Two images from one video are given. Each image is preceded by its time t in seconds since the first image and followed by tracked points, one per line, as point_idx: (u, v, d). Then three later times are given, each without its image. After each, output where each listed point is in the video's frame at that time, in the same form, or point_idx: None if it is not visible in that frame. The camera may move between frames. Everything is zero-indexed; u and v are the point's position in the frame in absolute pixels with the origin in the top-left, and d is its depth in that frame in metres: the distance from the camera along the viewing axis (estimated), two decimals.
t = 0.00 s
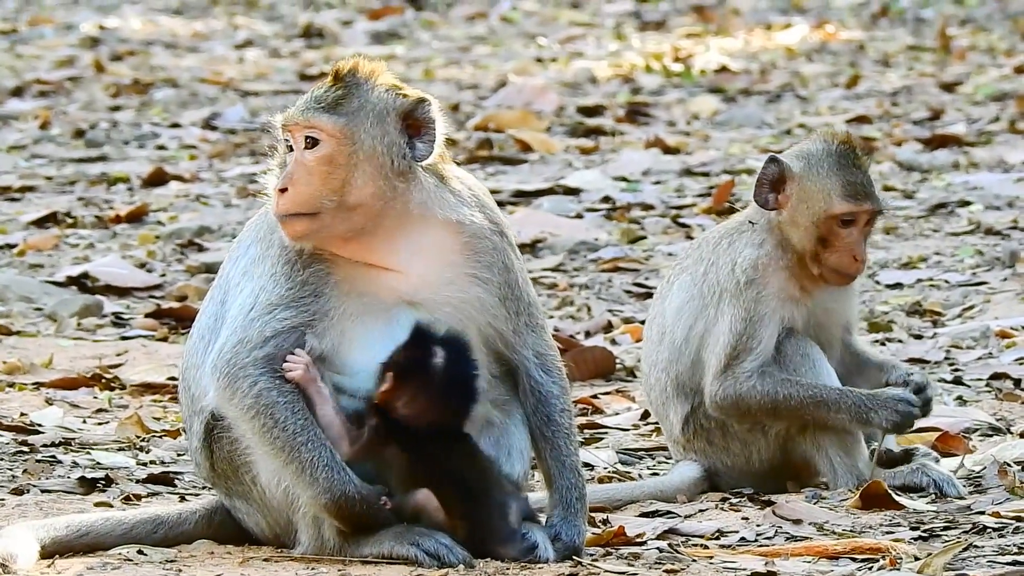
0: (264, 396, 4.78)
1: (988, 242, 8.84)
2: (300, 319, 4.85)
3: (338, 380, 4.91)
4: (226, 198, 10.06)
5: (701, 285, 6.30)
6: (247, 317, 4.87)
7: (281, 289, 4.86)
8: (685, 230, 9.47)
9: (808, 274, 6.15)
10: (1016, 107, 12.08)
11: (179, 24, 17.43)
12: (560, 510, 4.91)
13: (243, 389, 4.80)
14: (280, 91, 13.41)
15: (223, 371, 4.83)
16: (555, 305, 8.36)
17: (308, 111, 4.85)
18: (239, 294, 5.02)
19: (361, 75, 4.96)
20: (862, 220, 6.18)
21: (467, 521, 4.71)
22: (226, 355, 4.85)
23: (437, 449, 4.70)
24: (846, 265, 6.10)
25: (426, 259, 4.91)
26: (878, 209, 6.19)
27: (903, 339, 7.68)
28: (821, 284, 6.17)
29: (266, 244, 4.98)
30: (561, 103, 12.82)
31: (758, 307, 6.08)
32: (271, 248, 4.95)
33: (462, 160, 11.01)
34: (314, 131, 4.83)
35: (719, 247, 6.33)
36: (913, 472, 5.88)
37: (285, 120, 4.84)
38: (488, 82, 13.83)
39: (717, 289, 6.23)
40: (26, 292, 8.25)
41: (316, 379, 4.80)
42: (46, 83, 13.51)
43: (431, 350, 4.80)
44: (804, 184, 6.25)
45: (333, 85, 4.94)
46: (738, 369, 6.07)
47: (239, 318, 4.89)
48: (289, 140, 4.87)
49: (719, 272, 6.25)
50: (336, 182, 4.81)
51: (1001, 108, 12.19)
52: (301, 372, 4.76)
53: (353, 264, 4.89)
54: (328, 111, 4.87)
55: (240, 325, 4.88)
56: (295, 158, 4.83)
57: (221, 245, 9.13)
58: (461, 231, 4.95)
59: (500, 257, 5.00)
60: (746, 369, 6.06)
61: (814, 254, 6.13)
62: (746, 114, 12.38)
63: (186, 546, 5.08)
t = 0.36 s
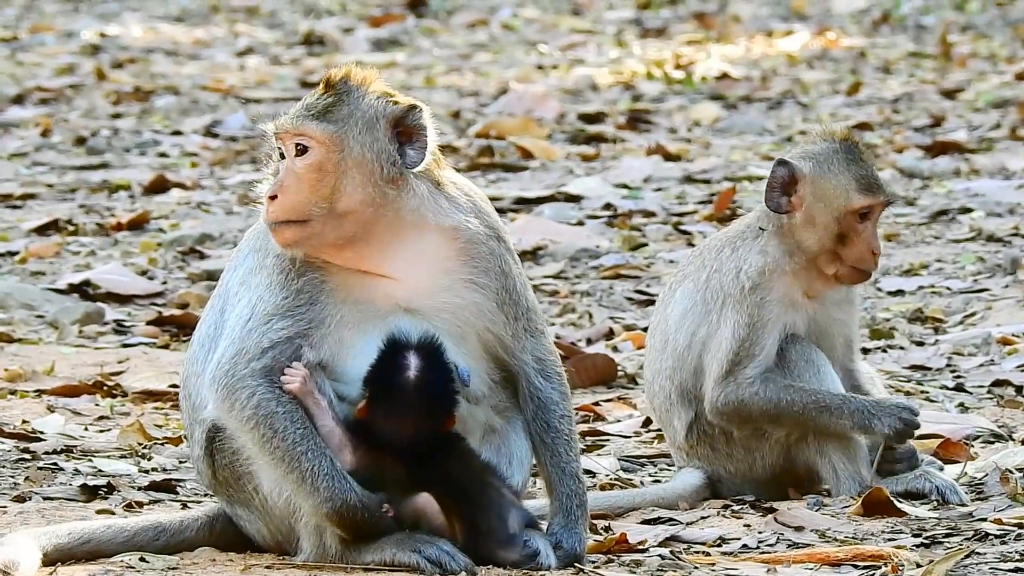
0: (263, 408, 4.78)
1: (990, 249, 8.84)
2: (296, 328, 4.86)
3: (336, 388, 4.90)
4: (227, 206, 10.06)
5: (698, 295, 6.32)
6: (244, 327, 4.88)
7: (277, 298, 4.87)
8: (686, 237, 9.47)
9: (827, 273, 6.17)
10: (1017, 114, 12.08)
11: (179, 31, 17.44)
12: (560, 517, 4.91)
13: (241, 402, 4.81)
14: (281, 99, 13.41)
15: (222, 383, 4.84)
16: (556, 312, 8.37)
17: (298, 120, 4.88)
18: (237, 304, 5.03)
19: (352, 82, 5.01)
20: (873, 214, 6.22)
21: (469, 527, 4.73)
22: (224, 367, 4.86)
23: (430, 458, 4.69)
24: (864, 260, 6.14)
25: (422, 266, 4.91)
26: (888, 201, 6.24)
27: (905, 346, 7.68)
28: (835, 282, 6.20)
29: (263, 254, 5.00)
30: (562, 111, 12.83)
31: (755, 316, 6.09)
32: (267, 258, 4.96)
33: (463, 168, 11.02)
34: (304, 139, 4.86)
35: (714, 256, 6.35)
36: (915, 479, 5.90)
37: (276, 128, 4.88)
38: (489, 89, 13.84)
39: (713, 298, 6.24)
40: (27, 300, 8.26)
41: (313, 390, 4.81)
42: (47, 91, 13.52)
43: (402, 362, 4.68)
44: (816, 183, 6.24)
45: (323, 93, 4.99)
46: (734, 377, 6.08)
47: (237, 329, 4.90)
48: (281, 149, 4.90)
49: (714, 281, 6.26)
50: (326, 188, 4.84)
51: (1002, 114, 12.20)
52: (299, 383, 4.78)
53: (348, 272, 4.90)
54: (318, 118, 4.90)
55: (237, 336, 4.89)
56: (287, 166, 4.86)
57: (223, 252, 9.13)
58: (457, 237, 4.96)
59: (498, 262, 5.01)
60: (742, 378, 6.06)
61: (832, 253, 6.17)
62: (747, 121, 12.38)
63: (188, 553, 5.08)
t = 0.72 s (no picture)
0: (251, 409, 4.79)
1: (981, 250, 8.85)
2: (281, 327, 4.86)
3: (327, 385, 4.90)
4: (219, 205, 10.06)
5: (685, 296, 6.34)
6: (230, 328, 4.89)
7: (261, 298, 4.88)
8: (678, 237, 9.48)
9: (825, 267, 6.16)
10: (1009, 114, 12.10)
11: (172, 31, 17.43)
12: (549, 516, 4.92)
13: (227, 403, 4.82)
14: (273, 98, 13.41)
15: (209, 385, 4.86)
16: (547, 312, 8.37)
17: (277, 117, 4.89)
18: (224, 304, 5.04)
19: (333, 79, 5.00)
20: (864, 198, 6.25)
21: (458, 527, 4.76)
22: (210, 369, 4.88)
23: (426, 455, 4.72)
24: (863, 248, 6.14)
25: (406, 262, 4.92)
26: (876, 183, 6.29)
27: (895, 346, 7.69)
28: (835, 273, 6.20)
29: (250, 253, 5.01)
30: (554, 110, 12.83)
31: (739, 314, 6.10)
32: (253, 258, 4.98)
33: (455, 167, 11.02)
34: (282, 133, 4.86)
35: (699, 257, 6.36)
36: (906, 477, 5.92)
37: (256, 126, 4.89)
38: (481, 89, 13.84)
39: (699, 300, 6.25)
40: (18, 299, 8.25)
41: (301, 388, 4.81)
42: (39, 90, 13.51)
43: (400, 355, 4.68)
44: (805, 177, 6.24)
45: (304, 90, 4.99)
46: (723, 382, 6.09)
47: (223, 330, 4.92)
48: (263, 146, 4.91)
49: (699, 283, 6.28)
50: (303, 182, 4.84)
51: (994, 115, 12.21)
52: (284, 382, 4.78)
53: (332, 269, 4.91)
54: (297, 114, 4.90)
55: (222, 337, 4.90)
56: (268, 162, 4.87)
57: (214, 251, 9.12)
58: (440, 231, 4.95)
59: (483, 255, 5.00)
60: (730, 384, 6.08)
61: (831, 244, 6.16)
62: (738, 121, 12.39)
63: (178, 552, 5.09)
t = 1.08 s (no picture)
0: (261, 410, 4.78)
1: (989, 251, 8.84)
2: (292, 329, 4.86)
3: (336, 387, 4.90)
4: (227, 206, 10.06)
5: (693, 298, 6.32)
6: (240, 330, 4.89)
7: (271, 301, 4.88)
8: (686, 238, 9.48)
9: (851, 252, 6.26)
10: (1016, 115, 12.08)
11: (179, 32, 17.44)
12: (558, 519, 4.90)
13: (237, 404, 4.81)
14: (281, 99, 13.41)
15: (220, 386, 4.84)
16: (555, 313, 8.37)
17: (290, 122, 4.87)
18: (233, 308, 5.04)
19: (341, 82, 4.99)
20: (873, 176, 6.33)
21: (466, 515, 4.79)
22: (220, 370, 4.87)
23: (443, 451, 4.74)
24: (884, 225, 6.24)
25: (418, 266, 4.94)
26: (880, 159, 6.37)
27: (904, 348, 7.68)
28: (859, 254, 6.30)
29: (259, 255, 5.02)
30: (562, 111, 12.83)
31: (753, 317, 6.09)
32: (263, 260, 4.98)
33: (464, 169, 11.02)
34: (296, 140, 4.84)
35: (708, 259, 6.35)
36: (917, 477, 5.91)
37: (269, 132, 4.87)
38: (489, 90, 13.84)
39: (709, 301, 6.25)
40: (27, 300, 8.26)
41: (313, 387, 4.81)
42: (46, 91, 13.51)
43: (440, 352, 4.75)
44: (822, 173, 6.27)
45: (314, 95, 4.98)
46: (733, 381, 6.08)
47: (233, 332, 4.91)
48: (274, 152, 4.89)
49: (710, 284, 6.27)
50: (319, 188, 4.83)
51: (1002, 116, 12.20)
52: (298, 383, 4.78)
53: (343, 273, 4.91)
54: (309, 120, 4.89)
55: (233, 340, 4.90)
56: (281, 169, 4.86)
57: (223, 252, 9.12)
58: (452, 233, 4.98)
59: (494, 258, 5.03)
60: (739, 383, 6.06)
61: (858, 230, 6.24)
62: (746, 122, 12.38)
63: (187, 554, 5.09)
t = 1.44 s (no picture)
0: (261, 418, 4.78)
1: (991, 259, 8.84)
2: (292, 337, 4.86)
3: (337, 395, 4.89)
4: (229, 213, 10.06)
5: (700, 296, 6.32)
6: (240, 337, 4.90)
7: (271, 309, 4.88)
8: (688, 246, 9.48)
9: (847, 257, 6.30)
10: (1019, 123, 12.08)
11: (182, 38, 17.45)
12: (561, 527, 4.94)
13: (237, 412, 4.81)
14: (284, 106, 13.41)
15: (219, 394, 4.85)
16: (558, 320, 8.37)
17: (292, 133, 4.90)
18: (234, 316, 5.05)
19: (343, 92, 5.02)
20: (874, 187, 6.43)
21: (470, 522, 4.75)
22: (220, 379, 4.88)
23: (451, 462, 4.71)
24: (876, 233, 6.34)
25: (421, 275, 4.94)
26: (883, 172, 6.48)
27: (906, 355, 7.67)
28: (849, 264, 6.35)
29: (260, 263, 5.04)
30: (564, 118, 12.83)
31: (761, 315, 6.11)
32: (264, 269, 5.00)
33: (466, 176, 11.02)
34: (300, 151, 4.88)
35: (709, 261, 6.36)
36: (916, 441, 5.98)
37: (271, 143, 4.90)
38: (492, 97, 13.84)
39: (718, 295, 6.24)
40: (29, 306, 8.26)
41: (314, 396, 4.80)
42: (49, 97, 13.52)
43: (459, 370, 4.80)
44: (835, 169, 6.33)
45: (314, 104, 5.01)
46: (750, 361, 6.07)
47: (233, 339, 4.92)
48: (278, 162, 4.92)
49: (715, 281, 6.27)
50: (324, 199, 4.87)
51: (1004, 124, 12.20)
52: (298, 391, 4.77)
53: (344, 283, 4.91)
54: (312, 130, 4.92)
55: (233, 348, 4.90)
56: (285, 178, 4.89)
57: (225, 259, 9.12)
58: (454, 242, 5.00)
59: (495, 267, 5.05)
60: (757, 362, 6.06)
61: (855, 234, 6.31)
62: (749, 129, 12.39)
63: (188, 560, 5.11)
